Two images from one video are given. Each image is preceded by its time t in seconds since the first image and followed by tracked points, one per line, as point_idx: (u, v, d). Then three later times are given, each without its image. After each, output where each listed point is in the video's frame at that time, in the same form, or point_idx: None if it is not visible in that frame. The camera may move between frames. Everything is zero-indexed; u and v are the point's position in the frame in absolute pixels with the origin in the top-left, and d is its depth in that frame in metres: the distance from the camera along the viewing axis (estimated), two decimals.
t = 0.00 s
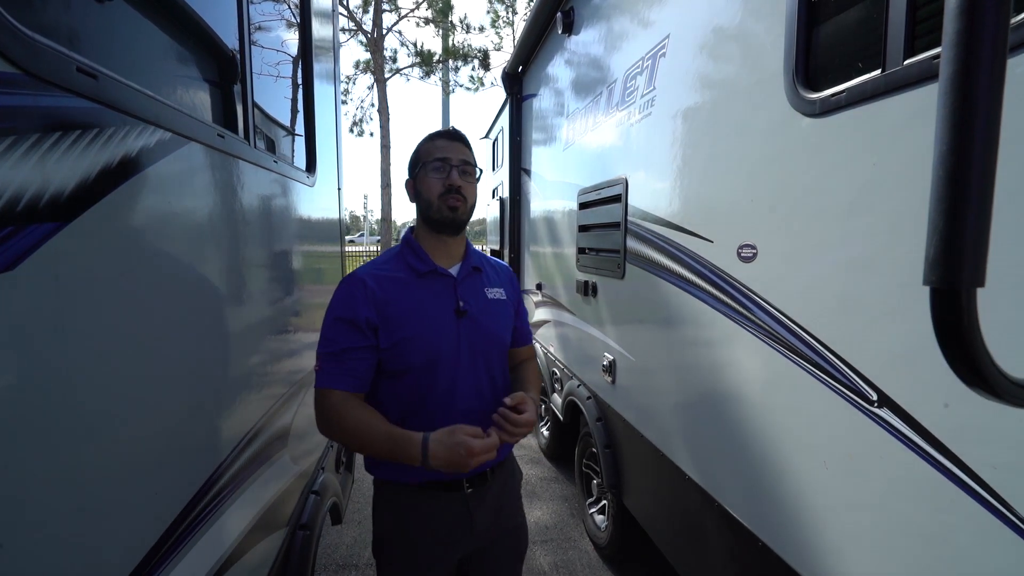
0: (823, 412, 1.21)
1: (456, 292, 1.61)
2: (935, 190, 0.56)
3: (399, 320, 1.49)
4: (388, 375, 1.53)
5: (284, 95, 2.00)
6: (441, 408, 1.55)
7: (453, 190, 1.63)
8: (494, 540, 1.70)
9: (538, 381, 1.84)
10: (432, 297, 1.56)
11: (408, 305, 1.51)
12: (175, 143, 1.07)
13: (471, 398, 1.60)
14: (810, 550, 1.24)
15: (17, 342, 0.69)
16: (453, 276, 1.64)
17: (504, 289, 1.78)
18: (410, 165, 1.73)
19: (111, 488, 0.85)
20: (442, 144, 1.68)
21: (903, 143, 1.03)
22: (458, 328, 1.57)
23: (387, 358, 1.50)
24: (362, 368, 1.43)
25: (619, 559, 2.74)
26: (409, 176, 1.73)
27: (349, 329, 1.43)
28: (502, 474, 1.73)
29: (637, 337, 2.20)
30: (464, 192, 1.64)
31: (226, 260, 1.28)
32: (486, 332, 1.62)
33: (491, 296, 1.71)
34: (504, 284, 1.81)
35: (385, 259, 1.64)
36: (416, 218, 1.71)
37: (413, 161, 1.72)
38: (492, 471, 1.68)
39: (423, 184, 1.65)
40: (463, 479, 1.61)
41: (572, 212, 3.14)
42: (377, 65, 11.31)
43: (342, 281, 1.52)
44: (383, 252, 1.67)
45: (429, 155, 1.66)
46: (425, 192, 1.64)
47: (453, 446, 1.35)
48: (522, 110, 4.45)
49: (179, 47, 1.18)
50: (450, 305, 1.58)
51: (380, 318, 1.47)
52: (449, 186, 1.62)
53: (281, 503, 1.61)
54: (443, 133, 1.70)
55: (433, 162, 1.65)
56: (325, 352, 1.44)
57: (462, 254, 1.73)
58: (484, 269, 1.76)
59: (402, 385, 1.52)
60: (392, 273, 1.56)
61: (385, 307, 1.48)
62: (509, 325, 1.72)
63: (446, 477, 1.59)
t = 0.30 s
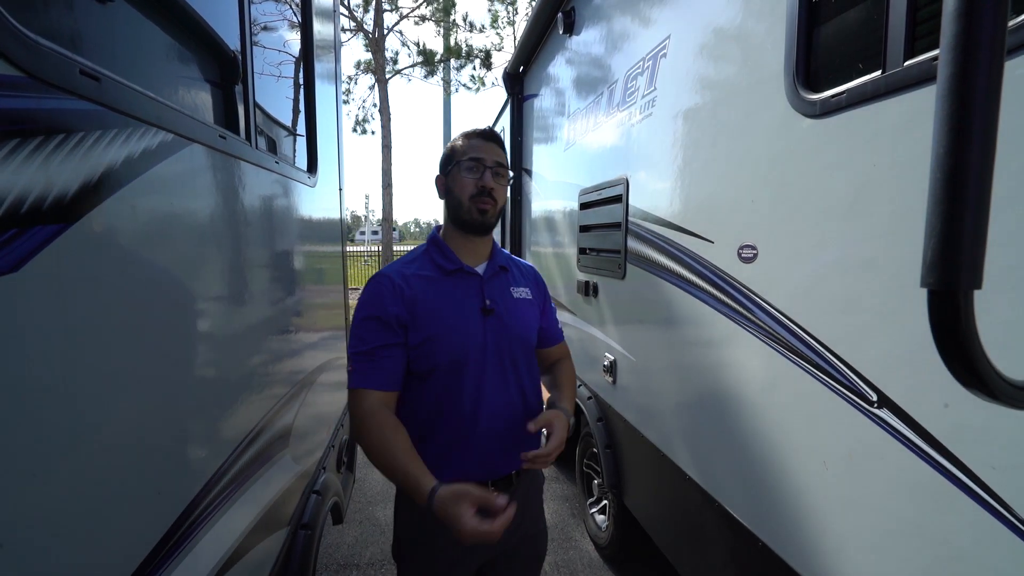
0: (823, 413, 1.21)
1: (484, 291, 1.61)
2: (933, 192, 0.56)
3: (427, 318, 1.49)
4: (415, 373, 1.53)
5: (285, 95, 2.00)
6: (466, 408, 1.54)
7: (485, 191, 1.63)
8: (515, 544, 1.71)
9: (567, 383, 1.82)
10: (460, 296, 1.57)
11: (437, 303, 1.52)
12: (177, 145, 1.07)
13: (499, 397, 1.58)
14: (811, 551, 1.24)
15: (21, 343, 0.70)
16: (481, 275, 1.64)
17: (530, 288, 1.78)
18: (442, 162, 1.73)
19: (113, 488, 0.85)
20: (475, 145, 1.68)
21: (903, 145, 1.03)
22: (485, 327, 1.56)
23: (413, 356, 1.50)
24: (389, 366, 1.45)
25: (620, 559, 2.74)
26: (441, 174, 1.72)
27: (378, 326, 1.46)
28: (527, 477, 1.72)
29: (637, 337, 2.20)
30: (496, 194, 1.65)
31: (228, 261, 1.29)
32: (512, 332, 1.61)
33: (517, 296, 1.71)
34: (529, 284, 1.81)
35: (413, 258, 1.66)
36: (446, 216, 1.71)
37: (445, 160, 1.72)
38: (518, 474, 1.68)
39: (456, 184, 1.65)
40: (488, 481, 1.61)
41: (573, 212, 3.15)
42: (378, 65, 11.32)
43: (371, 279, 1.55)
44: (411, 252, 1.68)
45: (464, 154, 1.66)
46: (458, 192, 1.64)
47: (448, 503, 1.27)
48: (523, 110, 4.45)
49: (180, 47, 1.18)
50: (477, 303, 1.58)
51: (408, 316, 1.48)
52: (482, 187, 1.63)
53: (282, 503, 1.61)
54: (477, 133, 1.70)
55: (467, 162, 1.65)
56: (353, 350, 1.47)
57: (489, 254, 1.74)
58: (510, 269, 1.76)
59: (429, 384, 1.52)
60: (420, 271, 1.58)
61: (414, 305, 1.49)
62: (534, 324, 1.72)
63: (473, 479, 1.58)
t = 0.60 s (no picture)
0: (820, 412, 1.22)
1: (507, 289, 1.64)
2: (921, 194, 0.57)
3: (454, 316, 1.50)
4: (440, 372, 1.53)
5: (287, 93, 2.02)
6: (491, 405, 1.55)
7: (530, 198, 1.67)
8: (537, 545, 1.72)
9: (583, 381, 1.86)
10: (485, 293, 1.58)
11: (463, 301, 1.53)
12: (180, 146, 1.08)
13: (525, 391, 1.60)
14: (810, 549, 1.25)
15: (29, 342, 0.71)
16: (505, 274, 1.67)
17: (550, 287, 1.83)
18: (477, 160, 1.68)
19: (117, 486, 0.86)
20: (516, 149, 1.68)
21: (899, 147, 1.04)
22: (511, 323, 1.58)
23: (439, 354, 1.50)
24: (416, 364, 1.44)
25: (620, 558, 2.75)
26: (478, 173, 1.68)
27: (404, 324, 1.45)
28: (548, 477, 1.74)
29: (637, 336, 2.21)
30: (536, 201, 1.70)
31: (229, 261, 1.30)
32: (537, 328, 1.64)
33: (537, 294, 1.75)
34: (549, 283, 1.86)
35: (435, 258, 1.67)
36: (482, 217, 1.69)
37: (482, 159, 1.68)
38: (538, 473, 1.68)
39: (502, 188, 1.63)
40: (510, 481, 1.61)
41: (573, 212, 3.15)
42: (378, 65, 11.33)
43: (394, 279, 1.55)
44: (432, 251, 1.68)
45: (509, 159, 1.65)
46: (503, 197, 1.64)
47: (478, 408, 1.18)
48: (523, 110, 4.46)
49: (182, 48, 1.20)
50: (502, 301, 1.60)
51: (435, 314, 1.49)
52: (529, 195, 1.66)
53: (284, 501, 1.63)
54: (515, 136, 1.69)
55: (512, 167, 1.65)
56: (376, 348, 1.45)
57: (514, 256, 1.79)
58: (530, 268, 1.81)
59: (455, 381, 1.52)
60: (444, 270, 1.59)
61: (440, 303, 1.50)
62: (555, 322, 1.76)
63: (498, 477, 1.58)
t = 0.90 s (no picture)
0: (815, 411, 1.23)
1: (527, 294, 1.64)
2: (906, 195, 0.58)
3: (478, 321, 1.52)
4: (462, 374, 1.56)
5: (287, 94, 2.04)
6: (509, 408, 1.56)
7: (554, 203, 1.69)
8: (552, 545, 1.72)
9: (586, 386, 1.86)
10: (506, 297, 1.59)
11: (486, 305, 1.54)
12: (180, 148, 1.09)
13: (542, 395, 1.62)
14: (805, 547, 1.26)
15: (31, 340, 0.72)
16: (524, 277, 1.68)
17: (565, 292, 1.83)
18: (502, 164, 1.68)
19: (117, 482, 0.87)
20: (541, 153, 1.68)
21: (892, 148, 1.05)
22: (531, 328, 1.58)
23: (461, 357, 1.53)
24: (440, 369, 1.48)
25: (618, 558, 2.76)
26: (503, 176, 1.67)
27: (429, 329, 1.48)
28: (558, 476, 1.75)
29: (635, 336, 2.22)
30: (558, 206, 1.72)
31: (229, 261, 1.31)
32: (555, 333, 1.64)
33: (555, 298, 1.75)
34: (565, 287, 1.86)
35: (455, 259, 1.67)
36: (506, 221, 1.69)
37: (508, 162, 1.67)
38: (552, 472, 1.71)
39: (529, 192, 1.64)
40: (525, 480, 1.63)
41: (572, 213, 3.17)
42: (378, 65, 11.33)
43: (415, 279, 1.56)
44: (454, 251, 1.68)
45: (536, 163, 1.66)
46: (530, 201, 1.65)
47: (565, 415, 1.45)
48: (523, 111, 4.47)
49: (182, 48, 1.21)
50: (522, 306, 1.60)
51: (458, 318, 1.51)
52: (554, 199, 1.68)
53: (283, 500, 1.64)
54: (539, 140, 1.70)
55: (539, 171, 1.66)
56: (400, 351, 1.49)
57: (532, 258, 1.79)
58: (548, 272, 1.81)
59: (474, 382, 1.55)
60: (467, 272, 1.60)
61: (464, 306, 1.52)
62: (571, 326, 1.76)
63: (515, 478, 1.60)
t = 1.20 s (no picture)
0: (811, 409, 1.24)
1: (534, 294, 1.65)
2: (895, 197, 0.59)
3: (484, 320, 1.53)
4: (468, 373, 1.57)
5: (287, 95, 2.05)
6: (515, 407, 1.57)
7: (554, 202, 1.68)
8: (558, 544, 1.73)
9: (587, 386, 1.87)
10: (514, 297, 1.60)
11: (495, 305, 1.55)
12: (183, 149, 1.11)
13: (547, 396, 1.63)
14: (802, 544, 1.27)
15: (36, 338, 0.73)
16: (531, 277, 1.69)
17: (569, 292, 1.84)
18: (502, 165, 1.70)
19: (119, 480, 0.88)
20: (541, 152, 1.69)
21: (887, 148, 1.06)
22: (538, 328, 1.59)
23: (467, 356, 1.54)
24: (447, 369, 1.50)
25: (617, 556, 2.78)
26: (503, 177, 1.69)
27: (436, 329, 1.50)
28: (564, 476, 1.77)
29: (635, 335, 2.23)
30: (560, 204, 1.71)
31: (229, 261, 1.32)
32: (560, 333, 1.66)
33: (560, 299, 1.76)
34: (570, 288, 1.87)
35: (461, 258, 1.68)
36: (507, 221, 1.70)
37: (507, 163, 1.69)
38: (559, 472, 1.73)
39: (527, 192, 1.65)
40: (532, 479, 1.64)
41: (571, 212, 3.18)
42: (378, 65, 11.34)
43: (423, 278, 1.57)
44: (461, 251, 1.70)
45: (535, 162, 1.67)
46: (529, 201, 1.65)
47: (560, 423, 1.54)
48: (522, 111, 4.48)
49: (183, 49, 1.22)
50: (529, 306, 1.61)
51: (466, 317, 1.52)
52: (554, 198, 1.67)
53: (284, 498, 1.65)
54: (539, 140, 1.71)
55: (537, 170, 1.66)
56: (407, 350, 1.51)
57: (537, 258, 1.79)
58: (553, 273, 1.82)
59: (481, 381, 1.56)
60: (475, 272, 1.61)
61: (472, 305, 1.53)
62: (576, 327, 1.77)
63: (523, 478, 1.61)
